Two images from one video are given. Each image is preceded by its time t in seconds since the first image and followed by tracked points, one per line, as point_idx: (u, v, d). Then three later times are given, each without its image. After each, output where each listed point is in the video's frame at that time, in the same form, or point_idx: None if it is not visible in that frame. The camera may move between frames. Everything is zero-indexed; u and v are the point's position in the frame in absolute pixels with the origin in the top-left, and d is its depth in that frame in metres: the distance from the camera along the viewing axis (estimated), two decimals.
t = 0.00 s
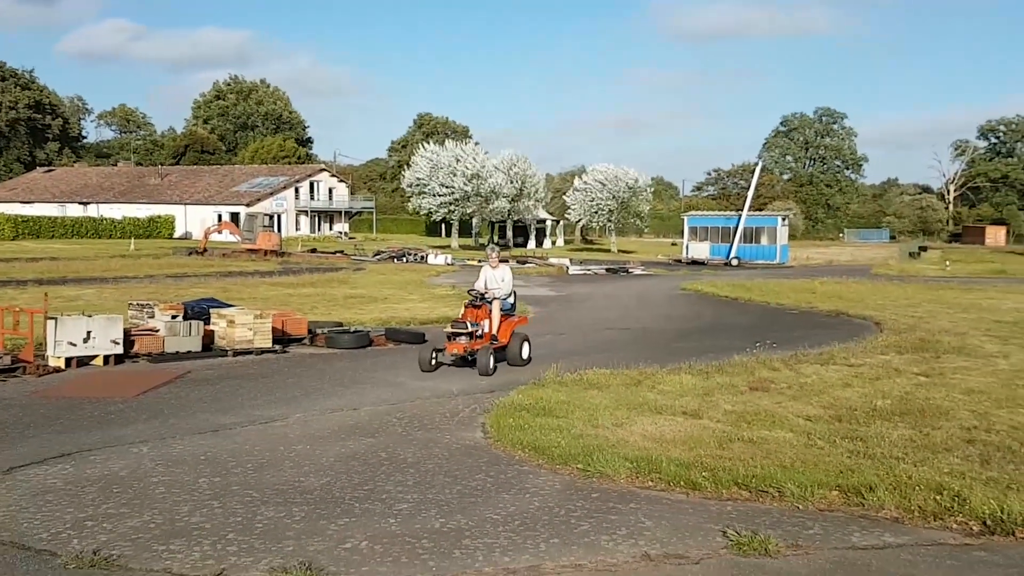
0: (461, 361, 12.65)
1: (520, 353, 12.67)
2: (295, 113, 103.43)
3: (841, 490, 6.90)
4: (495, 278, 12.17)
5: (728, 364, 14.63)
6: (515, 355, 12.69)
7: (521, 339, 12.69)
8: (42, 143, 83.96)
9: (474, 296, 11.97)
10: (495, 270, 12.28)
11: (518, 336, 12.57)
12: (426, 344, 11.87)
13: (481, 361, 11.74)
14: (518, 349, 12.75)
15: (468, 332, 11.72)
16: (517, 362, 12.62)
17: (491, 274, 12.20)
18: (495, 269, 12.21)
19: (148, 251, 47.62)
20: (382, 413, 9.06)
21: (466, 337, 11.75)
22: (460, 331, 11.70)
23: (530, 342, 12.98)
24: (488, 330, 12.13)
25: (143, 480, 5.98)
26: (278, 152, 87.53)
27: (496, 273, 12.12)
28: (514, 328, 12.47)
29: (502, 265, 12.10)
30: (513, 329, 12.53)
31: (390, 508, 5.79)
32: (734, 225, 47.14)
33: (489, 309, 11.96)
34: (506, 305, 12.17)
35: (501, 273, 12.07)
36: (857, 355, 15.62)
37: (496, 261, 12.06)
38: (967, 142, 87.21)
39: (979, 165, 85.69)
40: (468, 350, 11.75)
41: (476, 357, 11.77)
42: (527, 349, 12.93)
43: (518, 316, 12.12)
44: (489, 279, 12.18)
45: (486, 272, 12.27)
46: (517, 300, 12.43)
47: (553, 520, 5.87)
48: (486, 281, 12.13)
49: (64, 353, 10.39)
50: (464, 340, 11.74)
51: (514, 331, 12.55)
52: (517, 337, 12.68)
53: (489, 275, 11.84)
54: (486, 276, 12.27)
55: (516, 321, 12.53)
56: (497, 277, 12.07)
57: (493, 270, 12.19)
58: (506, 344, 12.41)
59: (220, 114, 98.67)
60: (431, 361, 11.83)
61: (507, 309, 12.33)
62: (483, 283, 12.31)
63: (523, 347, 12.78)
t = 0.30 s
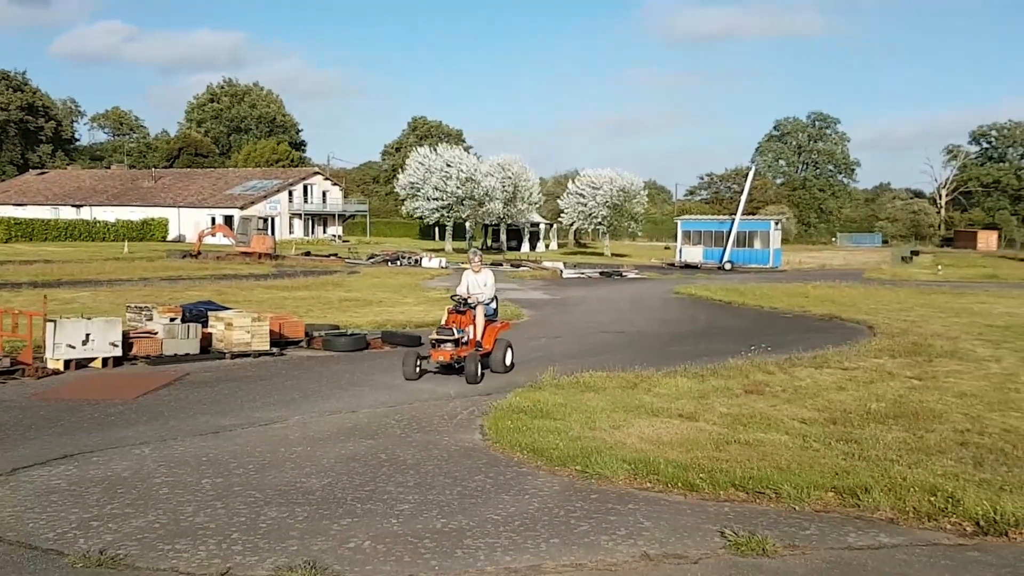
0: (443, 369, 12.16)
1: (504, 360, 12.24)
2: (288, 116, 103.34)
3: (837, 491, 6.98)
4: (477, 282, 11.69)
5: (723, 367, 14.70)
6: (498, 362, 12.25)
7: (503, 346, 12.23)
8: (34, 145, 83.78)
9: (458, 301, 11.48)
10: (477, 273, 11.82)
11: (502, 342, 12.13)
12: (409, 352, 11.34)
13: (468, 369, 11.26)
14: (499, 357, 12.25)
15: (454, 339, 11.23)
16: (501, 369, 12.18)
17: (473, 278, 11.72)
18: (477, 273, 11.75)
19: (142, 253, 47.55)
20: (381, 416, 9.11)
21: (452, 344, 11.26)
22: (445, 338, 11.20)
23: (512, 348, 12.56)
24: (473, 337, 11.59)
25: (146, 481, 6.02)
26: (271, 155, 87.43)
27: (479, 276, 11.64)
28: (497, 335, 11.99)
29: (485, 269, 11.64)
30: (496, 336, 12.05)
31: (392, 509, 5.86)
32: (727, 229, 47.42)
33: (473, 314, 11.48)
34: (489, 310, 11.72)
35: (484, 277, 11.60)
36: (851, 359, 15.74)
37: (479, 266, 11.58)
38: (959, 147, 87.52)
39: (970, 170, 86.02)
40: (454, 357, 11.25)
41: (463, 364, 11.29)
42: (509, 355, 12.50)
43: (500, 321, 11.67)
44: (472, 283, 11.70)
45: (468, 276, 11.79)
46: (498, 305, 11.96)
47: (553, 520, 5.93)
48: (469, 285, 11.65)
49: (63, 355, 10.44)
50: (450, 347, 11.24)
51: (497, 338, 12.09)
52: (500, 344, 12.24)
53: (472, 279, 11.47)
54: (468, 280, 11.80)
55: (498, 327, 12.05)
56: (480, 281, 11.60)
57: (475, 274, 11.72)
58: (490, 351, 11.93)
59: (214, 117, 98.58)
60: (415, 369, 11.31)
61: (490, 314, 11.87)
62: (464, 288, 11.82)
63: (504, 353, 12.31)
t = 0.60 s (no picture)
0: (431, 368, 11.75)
1: (492, 357, 11.92)
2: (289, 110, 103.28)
3: (832, 481, 7.09)
4: (464, 277, 11.46)
5: (722, 361, 14.81)
6: (486, 360, 11.92)
7: (491, 343, 11.92)
8: (35, 137, 83.82)
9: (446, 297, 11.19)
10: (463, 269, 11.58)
11: (490, 339, 11.84)
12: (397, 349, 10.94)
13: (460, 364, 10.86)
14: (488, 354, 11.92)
15: (445, 336, 10.93)
16: (490, 367, 11.88)
17: (459, 274, 11.48)
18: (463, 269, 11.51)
19: (144, 246, 47.64)
20: (383, 406, 9.22)
21: (442, 341, 10.95)
22: (435, 335, 10.90)
23: (498, 343, 12.30)
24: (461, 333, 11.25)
25: (153, 468, 6.13)
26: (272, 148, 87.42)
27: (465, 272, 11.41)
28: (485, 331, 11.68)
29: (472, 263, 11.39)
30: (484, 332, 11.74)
31: (395, 496, 5.97)
32: (727, 224, 47.30)
33: (461, 310, 11.22)
34: (476, 306, 11.42)
35: (471, 272, 11.36)
36: (849, 353, 15.85)
37: (465, 261, 11.32)
38: (960, 142, 87.55)
39: (971, 165, 86.07)
40: (445, 354, 10.96)
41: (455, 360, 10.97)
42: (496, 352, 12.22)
43: (488, 318, 11.43)
44: (459, 278, 11.44)
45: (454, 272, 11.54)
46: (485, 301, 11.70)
47: (553, 507, 6.04)
48: (455, 281, 11.39)
49: (67, 346, 10.57)
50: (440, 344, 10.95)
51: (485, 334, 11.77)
52: (488, 340, 11.92)
53: (459, 274, 11.24)
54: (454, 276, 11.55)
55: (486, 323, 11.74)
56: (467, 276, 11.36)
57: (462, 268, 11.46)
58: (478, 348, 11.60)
59: (215, 110, 98.54)
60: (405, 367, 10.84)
61: (477, 310, 11.58)
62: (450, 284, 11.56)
63: (492, 351, 11.98)
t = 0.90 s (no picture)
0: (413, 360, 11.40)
1: (476, 347, 11.52)
2: (282, 97, 102.82)
3: (820, 463, 7.23)
4: (448, 267, 11.03)
5: (714, 347, 14.93)
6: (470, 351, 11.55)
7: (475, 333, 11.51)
8: (26, 124, 83.36)
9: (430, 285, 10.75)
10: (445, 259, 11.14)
11: (475, 329, 11.40)
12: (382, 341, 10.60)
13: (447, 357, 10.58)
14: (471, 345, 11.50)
15: (431, 326, 10.40)
16: (474, 358, 11.44)
17: (443, 263, 11.05)
18: (447, 258, 11.07)
19: (137, 233, 47.55)
20: (379, 391, 9.33)
21: (428, 331, 10.43)
22: (420, 325, 10.38)
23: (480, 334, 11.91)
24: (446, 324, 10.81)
25: (152, 450, 6.22)
26: (265, 136, 87.17)
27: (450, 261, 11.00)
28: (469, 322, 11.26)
29: (456, 252, 10.99)
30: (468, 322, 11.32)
31: (392, 477, 6.08)
32: (720, 214, 47.54)
33: (446, 300, 10.77)
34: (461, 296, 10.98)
35: (455, 261, 10.96)
36: (839, 340, 16.01)
37: (449, 250, 10.92)
38: (953, 132, 87.79)
39: (963, 155, 86.35)
40: (431, 346, 10.42)
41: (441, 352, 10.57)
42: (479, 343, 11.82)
43: (474, 308, 11.02)
44: (443, 267, 11.02)
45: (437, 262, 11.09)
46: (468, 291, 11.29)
47: (547, 488, 6.15)
48: (439, 270, 10.95)
49: (64, 331, 10.63)
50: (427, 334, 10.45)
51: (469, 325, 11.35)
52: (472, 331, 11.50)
53: (444, 262, 10.84)
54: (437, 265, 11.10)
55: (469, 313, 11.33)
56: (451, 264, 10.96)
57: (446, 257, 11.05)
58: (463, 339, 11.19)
59: (207, 97, 98.02)
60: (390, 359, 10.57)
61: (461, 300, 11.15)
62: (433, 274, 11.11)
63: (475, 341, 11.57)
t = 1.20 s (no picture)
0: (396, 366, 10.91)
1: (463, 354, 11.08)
2: (269, 100, 102.54)
3: (813, 461, 7.32)
4: (431, 270, 10.54)
5: (704, 348, 15.03)
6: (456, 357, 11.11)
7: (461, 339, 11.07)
8: (12, 126, 82.90)
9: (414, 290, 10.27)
10: (428, 260, 10.63)
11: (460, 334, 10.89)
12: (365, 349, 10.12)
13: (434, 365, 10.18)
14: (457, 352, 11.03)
15: (417, 332, 10.02)
16: (460, 365, 10.80)
17: (426, 266, 10.54)
18: (430, 260, 10.57)
19: (124, 236, 47.32)
20: (375, 393, 9.36)
21: (414, 338, 10.04)
22: (406, 332, 9.98)
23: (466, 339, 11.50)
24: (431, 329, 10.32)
25: (152, 451, 6.24)
26: (252, 139, 86.96)
27: (433, 264, 10.52)
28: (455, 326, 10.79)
29: (440, 254, 10.48)
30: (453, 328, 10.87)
31: (391, 477, 6.13)
32: (708, 215, 47.76)
33: (431, 305, 10.30)
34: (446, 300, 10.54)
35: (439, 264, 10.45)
36: (828, 340, 16.16)
37: (433, 253, 10.41)
38: (937, 135, 88.52)
39: (947, 157, 87.07)
40: (417, 353, 10.05)
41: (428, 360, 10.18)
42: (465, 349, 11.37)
43: (458, 313, 10.57)
44: (426, 270, 10.54)
45: (420, 264, 10.58)
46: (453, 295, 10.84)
47: (545, 488, 6.21)
48: (422, 273, 10.45)
49: (58, 334, 10.66)
50: (412, 342, 10.05)
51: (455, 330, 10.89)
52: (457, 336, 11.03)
53: (428, 267, 10.52)
54: (420, 268, 10.59)
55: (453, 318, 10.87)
56: (435, 267, 10.48)
57: (429, 260, 10.56)
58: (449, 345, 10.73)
59: (193, 100, 97.65)
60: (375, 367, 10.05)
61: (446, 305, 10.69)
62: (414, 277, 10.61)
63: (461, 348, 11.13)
